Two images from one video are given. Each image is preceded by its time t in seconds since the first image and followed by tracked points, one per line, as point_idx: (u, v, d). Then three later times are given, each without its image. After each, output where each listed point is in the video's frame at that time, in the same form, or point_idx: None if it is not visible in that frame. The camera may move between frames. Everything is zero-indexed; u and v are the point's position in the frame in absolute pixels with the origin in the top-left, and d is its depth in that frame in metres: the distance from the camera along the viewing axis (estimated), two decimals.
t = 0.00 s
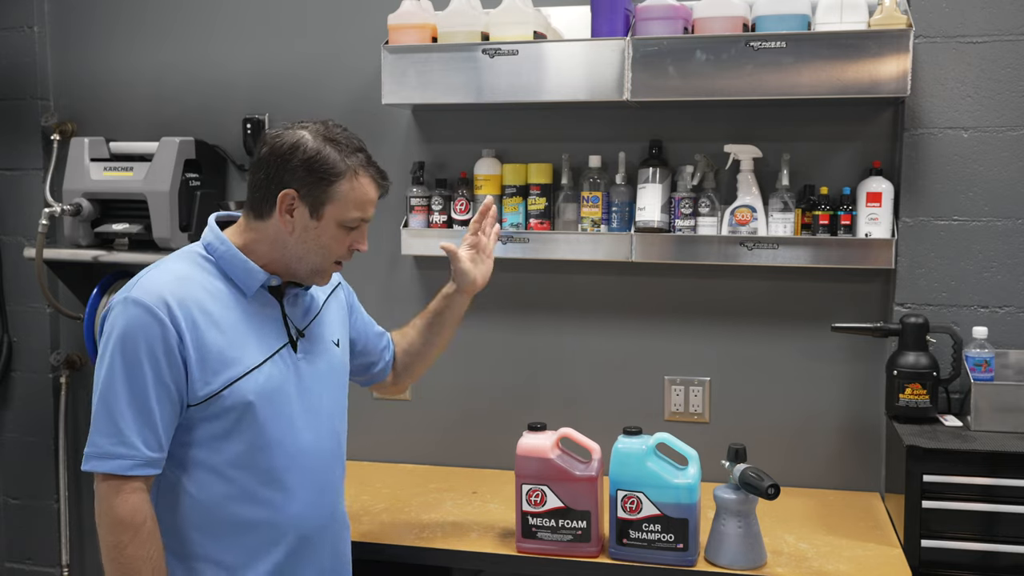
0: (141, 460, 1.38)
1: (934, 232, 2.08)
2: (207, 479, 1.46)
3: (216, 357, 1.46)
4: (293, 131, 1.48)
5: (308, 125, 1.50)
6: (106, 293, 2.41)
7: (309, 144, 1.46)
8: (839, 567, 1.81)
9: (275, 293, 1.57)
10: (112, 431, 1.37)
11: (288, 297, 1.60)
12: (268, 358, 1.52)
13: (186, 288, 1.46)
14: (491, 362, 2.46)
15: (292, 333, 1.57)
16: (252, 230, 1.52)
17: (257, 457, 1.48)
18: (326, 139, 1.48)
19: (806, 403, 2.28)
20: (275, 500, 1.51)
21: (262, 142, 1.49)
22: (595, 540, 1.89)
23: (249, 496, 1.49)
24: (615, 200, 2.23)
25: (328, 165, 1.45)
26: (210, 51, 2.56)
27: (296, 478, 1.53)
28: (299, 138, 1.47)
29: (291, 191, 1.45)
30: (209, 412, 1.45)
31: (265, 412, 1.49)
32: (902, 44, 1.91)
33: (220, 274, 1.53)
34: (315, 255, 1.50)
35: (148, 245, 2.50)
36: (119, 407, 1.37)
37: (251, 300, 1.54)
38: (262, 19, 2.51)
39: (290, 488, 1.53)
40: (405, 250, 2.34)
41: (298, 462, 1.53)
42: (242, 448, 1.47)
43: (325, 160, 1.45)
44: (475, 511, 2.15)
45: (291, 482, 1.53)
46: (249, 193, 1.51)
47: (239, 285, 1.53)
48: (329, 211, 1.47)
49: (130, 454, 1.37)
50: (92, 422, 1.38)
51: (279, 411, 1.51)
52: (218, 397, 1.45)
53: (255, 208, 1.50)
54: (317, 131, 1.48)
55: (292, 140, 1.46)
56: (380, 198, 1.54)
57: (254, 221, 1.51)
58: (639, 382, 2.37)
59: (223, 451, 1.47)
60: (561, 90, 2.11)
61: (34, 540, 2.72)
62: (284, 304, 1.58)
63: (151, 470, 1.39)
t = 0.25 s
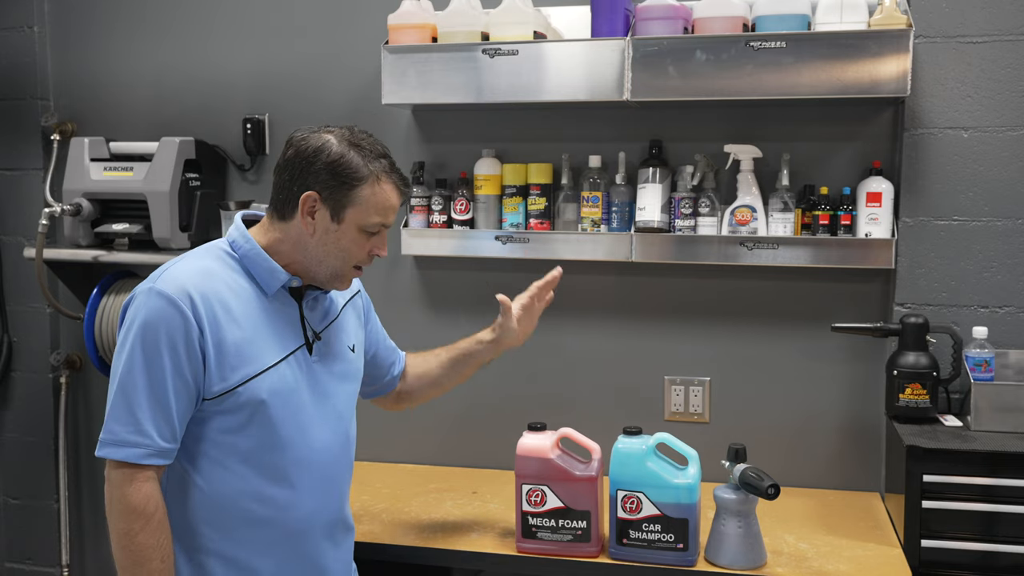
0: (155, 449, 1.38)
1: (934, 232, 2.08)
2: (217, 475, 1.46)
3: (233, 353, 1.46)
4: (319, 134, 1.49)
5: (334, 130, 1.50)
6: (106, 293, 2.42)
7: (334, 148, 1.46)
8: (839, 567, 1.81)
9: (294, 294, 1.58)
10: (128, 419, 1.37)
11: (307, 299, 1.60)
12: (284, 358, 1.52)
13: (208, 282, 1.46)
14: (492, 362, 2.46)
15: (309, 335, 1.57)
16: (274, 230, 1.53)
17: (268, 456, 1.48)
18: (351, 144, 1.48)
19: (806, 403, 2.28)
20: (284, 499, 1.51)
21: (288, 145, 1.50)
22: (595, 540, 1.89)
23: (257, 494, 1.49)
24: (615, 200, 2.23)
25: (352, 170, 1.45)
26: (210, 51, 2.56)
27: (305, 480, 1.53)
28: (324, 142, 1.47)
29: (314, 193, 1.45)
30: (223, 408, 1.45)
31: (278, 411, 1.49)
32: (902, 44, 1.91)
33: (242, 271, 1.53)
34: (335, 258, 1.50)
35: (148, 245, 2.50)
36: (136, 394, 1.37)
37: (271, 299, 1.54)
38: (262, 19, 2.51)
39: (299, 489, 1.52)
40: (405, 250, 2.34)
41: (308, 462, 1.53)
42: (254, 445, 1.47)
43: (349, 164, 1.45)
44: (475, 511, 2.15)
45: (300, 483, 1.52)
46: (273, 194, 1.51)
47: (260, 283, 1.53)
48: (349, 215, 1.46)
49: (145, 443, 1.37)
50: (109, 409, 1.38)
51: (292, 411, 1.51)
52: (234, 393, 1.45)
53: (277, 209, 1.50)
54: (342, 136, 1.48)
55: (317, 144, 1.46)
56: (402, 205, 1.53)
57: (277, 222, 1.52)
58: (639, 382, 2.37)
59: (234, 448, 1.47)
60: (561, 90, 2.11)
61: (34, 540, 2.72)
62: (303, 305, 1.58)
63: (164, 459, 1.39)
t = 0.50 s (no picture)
0: (163, 436, 1.39)
1: (934, 232, 2.08)
2: (223, 469, 1.47)
3: (245, 347, 1.46)
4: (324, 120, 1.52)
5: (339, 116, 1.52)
6: (106, 293, 2.43)
7: (331, 125, 1.47)
8: (839, 567, 1.81)
9: (312, 294, 1.57)
10: (139, 404, 1.39)
11: (325, 299, 1.59)
12: (297, 356, 1.51)
13: (225, 275, 1.47)
14: (492, 362, 2.46)
15: (326, 337, 1.57)
16: (288, 219, 1.54)
17: (274, 454, 1.48)
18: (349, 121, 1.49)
19: (806, 403, 2.28)
20: (289, 497, 1.51)
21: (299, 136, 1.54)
22: (595, 540, 1.89)
23: (260, 490, 1.48)
24: (615, 200, 2.23)
25: (344, 139, 1.45)
26: (211, 51, 2.56)
27: (310, 480, 1.53)
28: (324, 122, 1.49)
29: (311, 167, 1.46)
30: (231, 402, 1.46)
31: (286, 409, 1.49)
32: (902, 44, 1.91)
33: (262, 267, 1.53)
34: (334, 231, 1.46)
35: (148, 245, 2.50)
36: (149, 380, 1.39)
37: (290, 297, 1.54)
38: (263, 20, 2.51)
39: (304, 489, 1.52)
40: (405, 250, 2.35)
41: (313, 464, 1.53)
42: (259, 442, 1.47)
43: (342, 134, 1.45)
44: (474, 511, 2.15)
45: (305, 483, 1.52)
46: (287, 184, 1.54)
47: (278, 280, 1.53)
48: (343, 181, 1.44)
49: (153, 430, 1.38)
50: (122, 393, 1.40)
51: (300, 409, 1.51)
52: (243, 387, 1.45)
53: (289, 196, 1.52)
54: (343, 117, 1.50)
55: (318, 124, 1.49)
56: (403, 176, 1.49)
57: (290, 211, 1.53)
58: (639, 382, 2.37)
59: (242, 443, 1.47)
60: (561, 90, 2.11)
61: (34, 540, 2.72)
62: (321, 305, 1.58)
63: (171, 447, 1.40)
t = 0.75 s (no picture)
0: (157, 430, 1.39)
1: (934, 232, 2.08)
2: (221, 465, 1.47)
3: (240, 342, 1.46)
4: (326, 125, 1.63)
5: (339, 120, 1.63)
6: (106, 293, 2.43)
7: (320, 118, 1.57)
8: (839, 567, 1.81)
9: (314, 291, 1.57)
10: (134, 398, 1.39)
11: (326, 297, 1.59)
12: (294, 352, 1.51)
13: (220, 271, 1.47)
14: (492, 362, 2.46)
15: (328, 333, 1.56)
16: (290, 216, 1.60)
17: (271, 451, 1.48)
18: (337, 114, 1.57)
19: (806, 403, 2.28)
20: (287, 495, 1.50)
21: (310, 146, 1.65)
22: (595, 540, 1.89)
23: (256, 489, 1.48)
24: (615, 200, 2.23)
25: (322, 123, 1.53)
26: (211, 51, 2.56)
27: (309, 478, 1.52)
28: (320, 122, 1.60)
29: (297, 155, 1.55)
30: (227, 398, 1.45)
31: (283, 405, 1.48)
32: (902, 44, 1.91)
33: (261, 264, 1.54)
34: (306, 205, 1.50)
35: (148, 245, 2.50)
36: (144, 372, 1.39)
37: (288, 293, 1.54)
38: (263, 20, 2.51)
39: (302, 486, 1.51)
40: (405, 250, 2.35)
41: (310, 462, 1.51)
42: (253, 439, 1.47)
43: (322, 120, 1.54)
44: (474, 511, 2.15)
45: (304, 480, 1.51)
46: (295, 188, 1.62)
47: (276, 277, 1.53)
48: (316, 156, 1.50)
49: (147, 424, 1.39)
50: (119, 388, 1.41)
51: (298, 406, 1.50)
52: (236, 382, 1.45)
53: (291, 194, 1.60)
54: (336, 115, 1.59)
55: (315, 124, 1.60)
56: (379, 153, 1.53)
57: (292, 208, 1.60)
58: (639, 382, 2.37)
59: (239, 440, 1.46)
60: (561, 90, 2.11)
61: (34, 540, 2.72)
62: (323, 301, 1.58)
63: (167, 441, 1.41)
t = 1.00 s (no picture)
0: (152, 434, 1.41)
1: (934, 232, 2.08)
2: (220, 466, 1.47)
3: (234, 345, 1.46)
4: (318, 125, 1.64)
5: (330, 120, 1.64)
6: (106, 293, 2.43)
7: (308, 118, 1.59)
8: (839, 567, 1.81)
9: (312, 290, 1.56)
10: (128, 403, 1.41)
11: (326, 294, 1.59)
12: (291, 350, 1.51)
13: (214, 275, 1.48)
14: (492, 362, 2.46)
15: (327, 331, 1.56)
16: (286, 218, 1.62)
17: (268, 450, 1.48)
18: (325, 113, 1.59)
19: (806, 402, 2.28)
20: (286, 494, 1.50)
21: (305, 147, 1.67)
22: (595, 540, 1.89)
23: (255, 489, 1.48)
24: (615, 200, 2.23)
25: (307, 122, 1.54)
26: (211, 51, 2.56)
27: (308, 477, 1.51)
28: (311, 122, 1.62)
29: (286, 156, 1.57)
30: (223, 398, 1.46)
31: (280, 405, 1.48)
32: (902, 44, 1.91)
33: (257, 264, 1.54)
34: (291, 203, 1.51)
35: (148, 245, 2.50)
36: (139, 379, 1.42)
37: (285, 293, 1.54)
38: (263, 19, 2.51)
39: (302, 486, 1.51)
40: (405, 250, 2.35)
41: (308, 461, 1.51)
42: (250, 438, 1.47)
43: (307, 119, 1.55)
44: (475, 511, 2.15)
45: (304, 479, 1.51)
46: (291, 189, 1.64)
47: (272, 277, 1.53)
48: (300, 155, 1.51)
49: (141, 428, 1.41)
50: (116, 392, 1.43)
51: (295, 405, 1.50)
52: (230, 382, 1.45)
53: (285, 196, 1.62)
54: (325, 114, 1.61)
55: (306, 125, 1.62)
56: (361, 147, 1.53)
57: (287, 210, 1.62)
58: (639, 382, 2.37)
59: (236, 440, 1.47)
60: (561, 90, 2.11)
61: (34, 540, 2.72)
62: (322, 300, 1.57)
63: (163, 445, 1.43)
